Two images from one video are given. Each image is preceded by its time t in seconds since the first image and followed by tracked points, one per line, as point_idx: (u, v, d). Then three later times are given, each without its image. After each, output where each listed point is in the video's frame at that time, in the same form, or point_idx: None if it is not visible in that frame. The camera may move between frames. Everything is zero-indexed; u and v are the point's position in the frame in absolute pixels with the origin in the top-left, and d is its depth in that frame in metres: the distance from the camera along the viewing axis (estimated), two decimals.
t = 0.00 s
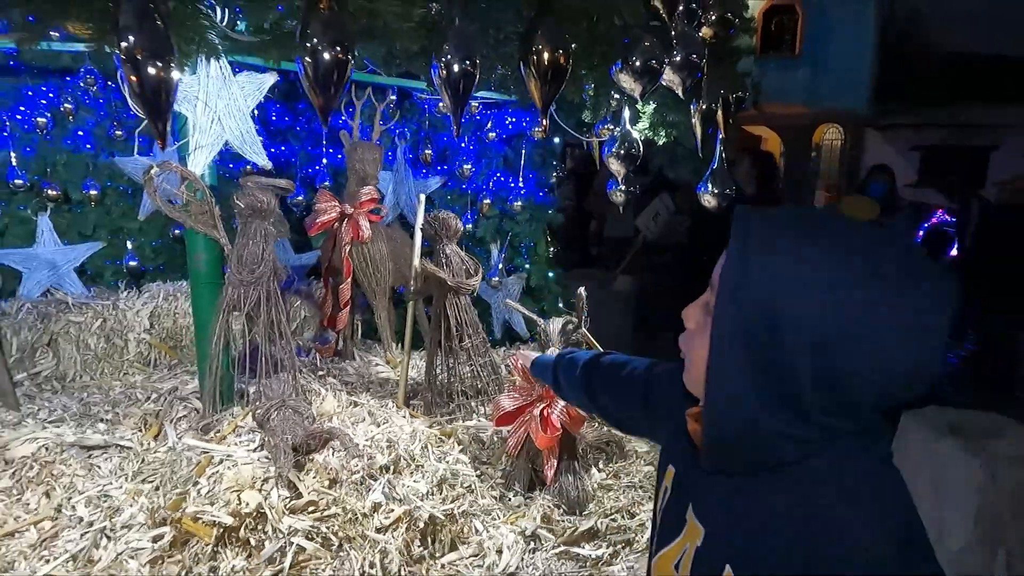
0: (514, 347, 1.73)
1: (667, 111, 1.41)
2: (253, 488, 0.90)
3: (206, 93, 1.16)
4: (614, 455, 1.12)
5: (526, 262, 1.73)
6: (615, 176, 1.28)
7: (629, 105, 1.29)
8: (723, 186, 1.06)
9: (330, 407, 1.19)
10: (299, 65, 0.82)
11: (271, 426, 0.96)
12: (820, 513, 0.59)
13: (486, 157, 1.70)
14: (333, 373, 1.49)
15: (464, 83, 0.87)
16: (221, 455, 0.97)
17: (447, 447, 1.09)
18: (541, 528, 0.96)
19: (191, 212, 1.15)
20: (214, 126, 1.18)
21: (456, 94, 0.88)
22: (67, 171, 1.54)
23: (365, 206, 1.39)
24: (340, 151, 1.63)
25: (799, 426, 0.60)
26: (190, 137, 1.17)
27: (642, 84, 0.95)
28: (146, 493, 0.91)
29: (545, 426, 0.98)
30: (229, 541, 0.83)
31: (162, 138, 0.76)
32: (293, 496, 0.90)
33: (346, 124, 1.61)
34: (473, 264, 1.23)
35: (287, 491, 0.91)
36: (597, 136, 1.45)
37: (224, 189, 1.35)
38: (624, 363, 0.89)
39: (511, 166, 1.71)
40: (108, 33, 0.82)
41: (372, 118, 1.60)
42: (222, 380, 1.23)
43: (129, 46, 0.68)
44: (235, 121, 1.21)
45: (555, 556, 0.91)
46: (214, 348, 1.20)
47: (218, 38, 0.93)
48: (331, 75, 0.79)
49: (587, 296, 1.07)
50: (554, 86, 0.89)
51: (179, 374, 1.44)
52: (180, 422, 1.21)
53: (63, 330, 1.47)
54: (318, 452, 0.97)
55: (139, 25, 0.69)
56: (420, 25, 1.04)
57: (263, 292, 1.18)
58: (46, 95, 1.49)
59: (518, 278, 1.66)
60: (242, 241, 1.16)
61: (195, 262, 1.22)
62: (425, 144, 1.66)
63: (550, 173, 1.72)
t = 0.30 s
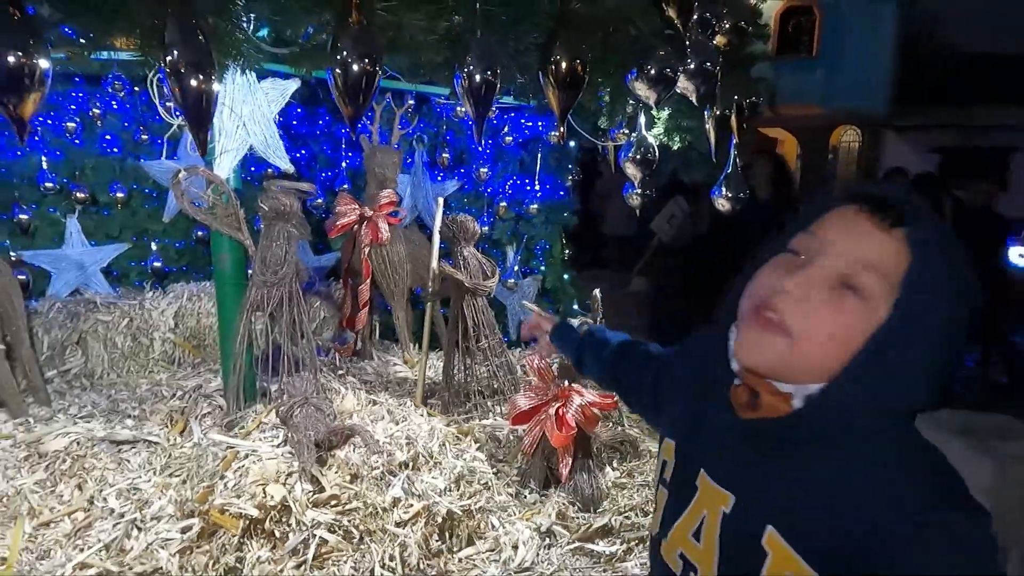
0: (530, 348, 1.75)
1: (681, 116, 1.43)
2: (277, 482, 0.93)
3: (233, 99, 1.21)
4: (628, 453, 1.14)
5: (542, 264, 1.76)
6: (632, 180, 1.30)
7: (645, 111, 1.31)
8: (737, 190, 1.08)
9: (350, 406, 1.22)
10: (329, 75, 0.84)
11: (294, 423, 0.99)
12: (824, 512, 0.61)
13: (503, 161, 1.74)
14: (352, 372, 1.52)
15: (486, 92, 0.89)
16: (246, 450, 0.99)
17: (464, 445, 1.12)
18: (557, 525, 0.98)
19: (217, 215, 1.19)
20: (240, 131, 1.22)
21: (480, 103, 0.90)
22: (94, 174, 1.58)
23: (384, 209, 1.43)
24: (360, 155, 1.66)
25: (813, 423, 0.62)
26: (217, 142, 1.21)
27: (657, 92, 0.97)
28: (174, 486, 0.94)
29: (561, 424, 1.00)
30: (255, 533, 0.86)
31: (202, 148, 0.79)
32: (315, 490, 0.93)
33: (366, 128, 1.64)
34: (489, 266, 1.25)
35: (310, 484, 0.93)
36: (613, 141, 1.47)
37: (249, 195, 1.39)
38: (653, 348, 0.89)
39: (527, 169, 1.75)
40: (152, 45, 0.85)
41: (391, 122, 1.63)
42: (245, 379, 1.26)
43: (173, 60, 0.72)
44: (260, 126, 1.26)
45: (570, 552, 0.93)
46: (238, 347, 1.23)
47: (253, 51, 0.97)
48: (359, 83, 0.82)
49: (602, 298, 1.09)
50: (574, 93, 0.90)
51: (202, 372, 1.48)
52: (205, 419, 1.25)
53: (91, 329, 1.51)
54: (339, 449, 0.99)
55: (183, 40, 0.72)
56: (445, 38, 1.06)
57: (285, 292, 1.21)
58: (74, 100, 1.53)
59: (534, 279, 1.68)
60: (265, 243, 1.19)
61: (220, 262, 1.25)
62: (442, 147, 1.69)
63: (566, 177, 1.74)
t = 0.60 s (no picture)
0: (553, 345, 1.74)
1: (704, 109, 1.40)
2: (295, 472, 0.94)
3: (259, 94, 1.22)
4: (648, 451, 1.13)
5: (565, 260, 1.78)
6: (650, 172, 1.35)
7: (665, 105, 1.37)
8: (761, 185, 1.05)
9: (371, 398, 1.23)
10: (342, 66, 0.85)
11: (314, 413, 1.00)
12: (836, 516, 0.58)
13: (527, 156, 1.73)
14: (375, 365, 1.53)
15: (499, 82, 0.89)
16: (267, 440, 1.01)
17: (483, 440, 1.12)
18: (574, 521, 0.97)
19: (242, 208, 1.20)
20: (265, 125, 1.24)
21: (495, 93, 0.91)
22: (128, 168, 1.62)
23: (407, 204, 1.44)
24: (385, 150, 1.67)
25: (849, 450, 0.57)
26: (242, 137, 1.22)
27: (677, 84, 0.96)
28: (197, 474, 0.96)
29: (579, 421, 1.00)
30: (273, 521, 0.87)
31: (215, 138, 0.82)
32: (333, 480, 0.94)
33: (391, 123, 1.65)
34: (511, 262, 1.25)
35: (328, 475, 0.94)
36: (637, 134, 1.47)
37: (274, 189, 1.42)
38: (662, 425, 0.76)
39: (551, 164, 1.74)
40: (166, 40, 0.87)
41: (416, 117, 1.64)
42: (268, 370, 1.28)
43: (187, 52, 0.75)
44: (285, 121, 1.27)
45: (586, 548, 0.92)
46: (262, 338, 1.25)
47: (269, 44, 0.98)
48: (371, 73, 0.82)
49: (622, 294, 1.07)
50: (590, 83, 0.90)
51: (229, 364, 1.50)
52: (230, 409, 1.27)
53: (123, 320, 1.54)
54: (358, 441, 1.01)
55: (196, 33, 0.75)
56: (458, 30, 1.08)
57: (309, 286, 1.23)
58: (110, 96, 1.57)
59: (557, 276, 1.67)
60: (289, 237, 1.20)
61: (246, 255, 1.27)
62: (467, 143, 1.70)
63: (590, 172, 1.73)
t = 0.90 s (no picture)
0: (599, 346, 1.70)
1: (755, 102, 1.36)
2: (332, 466, 0.95)
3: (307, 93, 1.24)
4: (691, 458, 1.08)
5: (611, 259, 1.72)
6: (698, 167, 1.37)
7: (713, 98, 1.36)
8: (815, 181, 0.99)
9: (412, 395, 1.23)
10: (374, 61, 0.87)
11: (353, 409, 1.01)
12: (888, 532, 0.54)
13: (575, 154, 1.72)
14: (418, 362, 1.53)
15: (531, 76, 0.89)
16: (306, 434, 1.03)
17: (522, 441, 1.10)
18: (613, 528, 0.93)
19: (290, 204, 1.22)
20: (313, 124, 1.26)
21: (527, 87, 0.90)
22: (186, 166, 1.67)
23: (453, 201, 1.44)
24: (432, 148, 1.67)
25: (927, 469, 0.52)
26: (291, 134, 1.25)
27: (723, 74, 1.04)
28: (240, 465, 0.98)
29: (619, 424, 0.98)
30: (308, 515, 0.88)
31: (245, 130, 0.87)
32: (368, 476, 0.94)
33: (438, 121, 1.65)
34: (554, 260, 1.22)
35: (364, 471, 0.95)
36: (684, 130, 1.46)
37: (322, 186, 1.44)
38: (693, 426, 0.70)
39: (599, 162, 1.72)
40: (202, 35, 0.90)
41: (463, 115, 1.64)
42: (312, 364, 1.30)
43: (218, 45, 0.80)
44: (332, 119, 1.29)
45: (623, 557, 0.90)
46: (307, 333, 1.26)
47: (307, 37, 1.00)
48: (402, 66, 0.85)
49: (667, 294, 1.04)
50: (628, 75, 0.88)
51: (278, 358, 1.53)
52: (275, 402, 1.29)
53: (178, 312, 1.59)
54: (394, 438, 1.00)
55: (228, 28, 0.80)
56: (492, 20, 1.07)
57: (352, 282, 1.24)
58: (171, 96, 1.62)
59: (602, 276, 1.69)
60: (334, 233, 1.21)
61: (293, 251, 1.29)
62: (513, 141, 1.68)
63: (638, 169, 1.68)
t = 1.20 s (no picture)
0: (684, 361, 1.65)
1: (862, 109, 1.23)
2: (413, 473, 0.96)
3: (397, 103, 1.26)
4: (782, 485, 1.03)
5: (697, 273, 1.65)
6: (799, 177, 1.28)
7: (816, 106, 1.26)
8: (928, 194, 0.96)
9: (492, 405, 1.23)
10: (463, 71, 0.89)
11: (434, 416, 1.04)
12: None
13: (662, 164, 1.67)
14: (499, 371, 1.53)
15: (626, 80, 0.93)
16: (388, 438, 1.05)
17: (602, 456, 1.08)
18: (697, 554, 0.88)
19: (379, 213, 1.25)
20: (402, 133, 1.29)
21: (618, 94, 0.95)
22: (284, 175, 1.75)
23: (537, 210, 1.44)
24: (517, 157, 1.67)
25: None
26: (381, 143, 1.28)
27: (827, 80, 1.03)
28: (325, 465, 1.01)
29: (705, 445, 0.94)
30: (387, 519, 0.89)
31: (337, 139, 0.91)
32: (447, 485, 0.94)
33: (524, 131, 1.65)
34: (638, 273, 1.20)
35: (443, 479, 0.95)
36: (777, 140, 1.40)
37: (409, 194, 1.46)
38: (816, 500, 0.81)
39: (688, 171, 1.66)
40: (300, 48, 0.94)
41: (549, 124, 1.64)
42: (397, 368, 1.33)
43: (315, 57, 0.86)
44: (421, 128, 1.32)
45: None
46: (392, 338, 1.29)
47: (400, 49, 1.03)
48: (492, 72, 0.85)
49: (759, 309, 0.99)
50: (723, 81, 0.91)
51: (363, 361, 1.58)
52: (360, 405, 1.33)
53: (274, 314, 1.67)
54: (473, 447, 1.02)
55: (322, 38, 0.86)
56: (584, 26, 1.05)
57: (436, 290, 1.24)
58: (272, 109, 1.68)
59: (689, 289, 1.64)
60: (420, 241, 1.23)
61: (381, 259, 1.33)
62: (600, 150, 1.66)
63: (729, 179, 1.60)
